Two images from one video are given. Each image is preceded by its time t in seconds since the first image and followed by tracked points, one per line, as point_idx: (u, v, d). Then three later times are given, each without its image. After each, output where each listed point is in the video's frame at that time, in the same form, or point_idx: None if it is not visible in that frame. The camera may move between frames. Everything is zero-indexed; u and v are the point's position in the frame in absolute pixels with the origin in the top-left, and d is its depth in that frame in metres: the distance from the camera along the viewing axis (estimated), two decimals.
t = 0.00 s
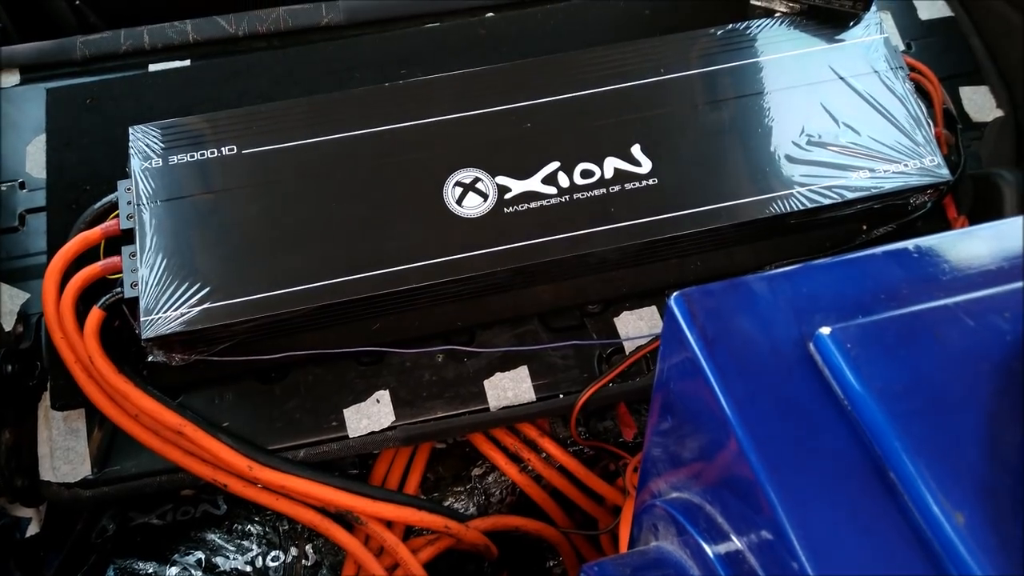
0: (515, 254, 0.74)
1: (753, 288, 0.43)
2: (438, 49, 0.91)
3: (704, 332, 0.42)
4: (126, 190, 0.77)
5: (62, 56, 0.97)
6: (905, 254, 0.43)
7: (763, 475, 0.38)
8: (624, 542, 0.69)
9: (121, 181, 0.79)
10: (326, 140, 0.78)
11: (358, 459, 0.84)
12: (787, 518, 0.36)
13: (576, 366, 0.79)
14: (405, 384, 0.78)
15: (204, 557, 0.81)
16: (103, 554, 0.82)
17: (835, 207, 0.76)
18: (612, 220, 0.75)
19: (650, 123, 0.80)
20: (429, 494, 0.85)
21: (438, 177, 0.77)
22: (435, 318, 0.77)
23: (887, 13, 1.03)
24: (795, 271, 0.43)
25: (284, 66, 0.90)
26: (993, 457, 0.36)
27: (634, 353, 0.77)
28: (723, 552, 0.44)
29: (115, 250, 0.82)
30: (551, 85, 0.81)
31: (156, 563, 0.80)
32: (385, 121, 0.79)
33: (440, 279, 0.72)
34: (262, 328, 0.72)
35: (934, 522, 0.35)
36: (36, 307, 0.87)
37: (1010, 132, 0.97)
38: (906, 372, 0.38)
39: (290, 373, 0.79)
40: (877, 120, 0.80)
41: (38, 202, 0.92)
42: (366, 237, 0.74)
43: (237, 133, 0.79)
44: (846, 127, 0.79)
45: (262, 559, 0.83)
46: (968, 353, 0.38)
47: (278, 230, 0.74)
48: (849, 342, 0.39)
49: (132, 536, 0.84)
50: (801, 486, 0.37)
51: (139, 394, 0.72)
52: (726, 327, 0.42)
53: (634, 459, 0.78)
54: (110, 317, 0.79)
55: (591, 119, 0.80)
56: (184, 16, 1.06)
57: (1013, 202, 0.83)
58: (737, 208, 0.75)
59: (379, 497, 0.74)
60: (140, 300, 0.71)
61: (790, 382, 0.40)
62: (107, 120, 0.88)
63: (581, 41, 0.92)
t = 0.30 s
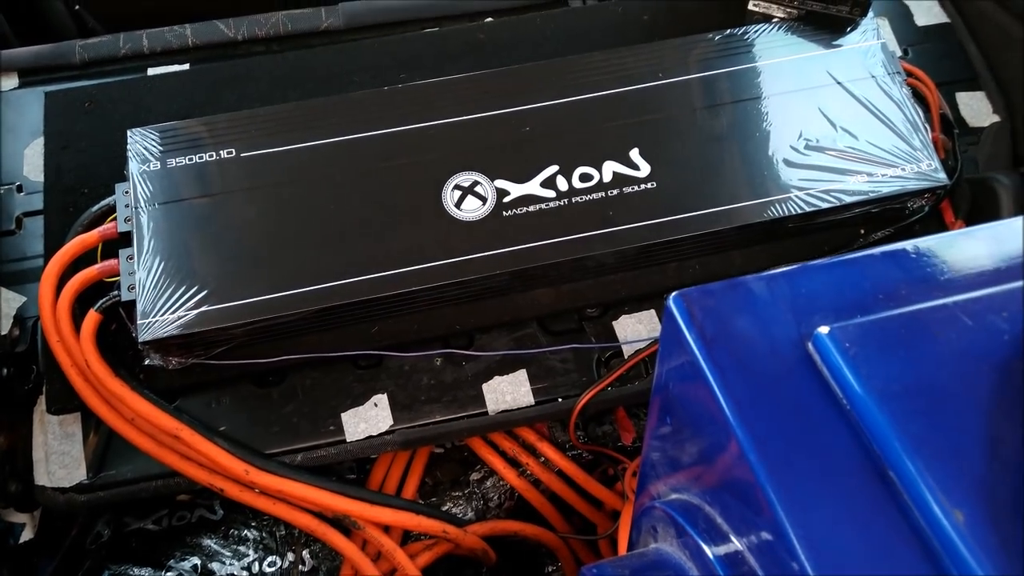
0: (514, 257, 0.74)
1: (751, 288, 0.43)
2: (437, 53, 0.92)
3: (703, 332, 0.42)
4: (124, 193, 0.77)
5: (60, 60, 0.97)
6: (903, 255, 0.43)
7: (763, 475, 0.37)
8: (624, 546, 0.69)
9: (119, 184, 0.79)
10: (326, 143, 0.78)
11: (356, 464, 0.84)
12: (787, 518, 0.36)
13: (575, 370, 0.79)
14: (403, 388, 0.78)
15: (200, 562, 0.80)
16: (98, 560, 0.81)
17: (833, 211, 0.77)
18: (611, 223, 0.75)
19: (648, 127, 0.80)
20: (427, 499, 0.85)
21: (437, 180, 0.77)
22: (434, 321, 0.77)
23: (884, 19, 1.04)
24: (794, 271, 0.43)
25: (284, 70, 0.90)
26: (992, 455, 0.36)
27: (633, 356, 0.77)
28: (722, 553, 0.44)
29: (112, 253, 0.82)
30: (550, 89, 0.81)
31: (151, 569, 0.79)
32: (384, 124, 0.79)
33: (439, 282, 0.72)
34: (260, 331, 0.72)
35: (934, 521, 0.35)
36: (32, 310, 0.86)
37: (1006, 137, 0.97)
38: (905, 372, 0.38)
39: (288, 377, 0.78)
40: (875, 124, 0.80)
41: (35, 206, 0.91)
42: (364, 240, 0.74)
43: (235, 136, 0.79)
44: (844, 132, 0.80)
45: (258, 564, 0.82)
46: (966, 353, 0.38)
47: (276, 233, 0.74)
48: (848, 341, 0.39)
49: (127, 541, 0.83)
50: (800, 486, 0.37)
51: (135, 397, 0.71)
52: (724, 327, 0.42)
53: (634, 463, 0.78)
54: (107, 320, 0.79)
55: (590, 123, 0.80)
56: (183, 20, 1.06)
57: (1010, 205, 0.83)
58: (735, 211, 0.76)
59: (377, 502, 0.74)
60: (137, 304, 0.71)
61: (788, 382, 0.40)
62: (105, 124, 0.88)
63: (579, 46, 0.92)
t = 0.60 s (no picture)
0: (509, 268, 0.74)
1: (745, 295, 0.43)
2: (432, 65, 0.92)
3: (698, 338, 0.42)
4: (119, 205, 0.77)
5: (55, 73, 0.96)
6: (897, 262, 0.42)
7: (760, 483, 0.37)
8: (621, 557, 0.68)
9: (113, 196, 0.79)
10: (320, 155, 0.79)
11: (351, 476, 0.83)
12: (785, 527, 0.36)
13: (571, 382, 0.79)
14: (398, 400, 0.77)
15: None
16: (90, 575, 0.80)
17: (827, 222, 0.77)
18: (605, 234, 0.75)
19: (642, 139, 0.80)
20: (422, 512, 0.84)
21: (432, 191, 0.77)
22: (429, 333, 0.77)
23: (876, 32, 1.05)
24: (788, 278, 0.43)
25: (278, 82, 0.91)
26: (987, 460, 0.37)
27: (628, 368, 0.77)
28: (720, 562, 0.44)
29: (106, 266, 0.82)
30: (544, 102, 0.82)
31: None
32: (379, 136, 0.80)
33: (434, 293, 0.72)
34: (254, 343, 0.72)
35: (931, 527, 0.35)
36: (25, 323, 0.86)
37: (997, 148, 0.98)
38: (899, 378, 0.39)
39: (283, 390, 0.78)
40: (867, 135, 0.81)
41: (28, 218, 0.92)
42: (360, 251, 0.74)
43: (229, 149, 0.79)
44: (837, 143, 0.80)
45: None
46: (960, 358, 0.39)
47: (272, 244, 0.74)
48: (842, 347, 0.39)
49: (120, 556, 0.82)
50: (797, 493, 0.37)
51: (128, 410, 0.71)
52: (719, 334, 0.42)
53: (630, 475, 0.78)
54: (101, 333, 0.78)
55: (584, 135, 0.80)
56: (178, 34, 1.06)
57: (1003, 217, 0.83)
58: (729, 222, 0.76)
59: (371, 515, 0.74)
60: (131, 316, 0.71)
61: (783, 389, 0.40)
62: (99, 136, 0.88)
63: (573, 59, 0.93)
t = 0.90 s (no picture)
0: (509, 275, 0.74)
1: (749, 300, 0.43)
2: (433, 73, 0.92)
3: (701, 343, 0.42)
4: (119, 211, 0.77)
5: (56, 79, 0.97)
6: (901, 268, 0.43)
7: (763, 489, 0.37)
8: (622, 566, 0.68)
9: (113, 202, 0.79)
10: (321, 161, 0.79)
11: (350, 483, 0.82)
12: (789, 533, 0.36)
13: (571, 389, 0.79)
14: (398, 407, 0.77)
15: None
16: None
17: (829, 229, 0.77)
18: (606, 241, 0.75)
19: (643, 146, 0.80)
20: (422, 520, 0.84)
21: (432, 198, 0.77)
22: (429, 340, 0.76)
23: (877, 40, 1.05)
24: (790, 283, 0.43)
25: (279, 89, 0.91)
26: (994, 466, 0.36)
27: (629, 375, 0.77)
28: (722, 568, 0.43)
29: (106, 272, 0.82)
30: (544, 109, 0.82)
31: None
32: (379, 143, 0.80)
33: (434, 300, 0.72)
34: (254, 349, 0.72)
35: (936, 532, 0.35)
36: (25, 328, 0.86)
37: (999, 156, 0.98)
38: (903, 383, 0.38)
39: (282, 397, 0.78)
40: (869, 142, 0.81)
41: (29, 224, 0.92)
42: (360, 257, 0.74)
43: (229, 155, 0.79)
44: (838, 150, 0.80)
45: None
46: (965, 363, 0.38)
47: (272, 250, 0.74)
48: (846, 352, 0.39)
49: (118, 562, 0.81)
50: (801, 499, 0.37)
51: (127, 415, 0.71)
52: (722, 338, 0.42)
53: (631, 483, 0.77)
54: (100, 339, 0.78)
55: (584, 142, 0.80)
56: (180, 41, 1.07)
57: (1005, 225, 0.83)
58: (730, 229, 0.76)
59: (371, 522, 0.73)
60: (131, 321, 0.71)
61: (787, 394, 0.40)
62: (100, 143, 0.88)
63: (573, 66, 0.93)
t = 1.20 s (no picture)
0: (506, 274, 0.74)
1: (746, 295, 0.43)
2: (430, 74, 0.92)
3: (697, 338, 0.42)
4: (115, 211, 0.77)
5: (52, 80, 0.96)
6: (897, 263, 0.43)
7: (760, 482, 0.38)
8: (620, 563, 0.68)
9: (109, 203, 0.79)
10: (318, 162, 0.79)
11: (348, 483, 0.83)
12: (786, 525, 0.36)
13: (568, 389, 0.79)
14: (396, 407, 0.77)
15: None
16: None
17: (825, 228, 0.77)
18: (603, 241, 0.75)
19: (639, 146, 0.80)
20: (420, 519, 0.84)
21: (430, 198, 0.77)
22: (426, 340, 0.77)
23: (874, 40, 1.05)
24: (787, 279, 0.43)
25: (276, 90, 0.91)
26: (987, 458, 0.37)
27: (627, 374, 0.77)
28: (719, 561, 0.44)
29: (103, 272, 0.81)
30: (542, 109, 0.82)
31: None
32: (377, 143, 0.80)
33: (431, 300, 0.72)
34: (251, 349, 0.72)
35: (931, 522, 0.35)
36: (22, 329, 0.86)
37: (995, 156, 0.98)
38: (898, 376, 0.39)
39: (280, 397, 0.78)
40: (865, 141, 0.81)
41: (26, 225, 0.92)
42: (358, 257, 0.74)
43: (226, 155, 0.79)
44: (834, 149, 0.80)
45: None
46: (958, 356, 0.39)
47: (269, 251, 0.74)
48: (842, 345, 0.40)
49: (116, 563, 0.81)
50: (796, 492, 0.37)
51: (124, 416, 0.71)
52: (719, 333, 0.42)
53: (629, 482, 0.77)
54: (97, 339, 0.78)
55: (582, 142, 0.80)
56: (177, 43, 1.07)
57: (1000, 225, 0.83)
58: (727, 229, 0.76)
59: (369, 521, 0.73)
60: (128, 321, 0.71)
61: (783, 387, 0.40)
62: (96, 143, 0.88)
63: (570, 67, 0.93)
